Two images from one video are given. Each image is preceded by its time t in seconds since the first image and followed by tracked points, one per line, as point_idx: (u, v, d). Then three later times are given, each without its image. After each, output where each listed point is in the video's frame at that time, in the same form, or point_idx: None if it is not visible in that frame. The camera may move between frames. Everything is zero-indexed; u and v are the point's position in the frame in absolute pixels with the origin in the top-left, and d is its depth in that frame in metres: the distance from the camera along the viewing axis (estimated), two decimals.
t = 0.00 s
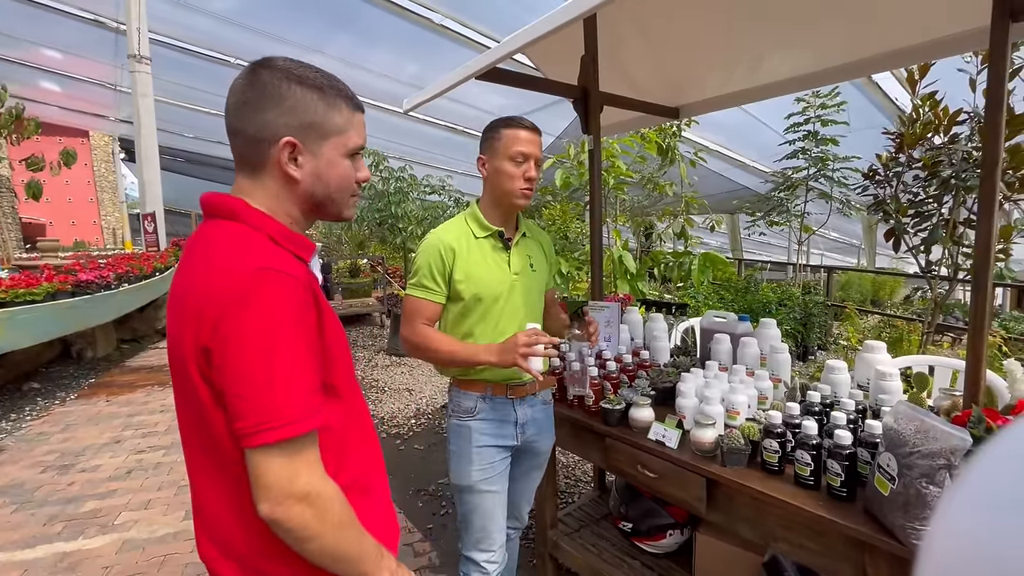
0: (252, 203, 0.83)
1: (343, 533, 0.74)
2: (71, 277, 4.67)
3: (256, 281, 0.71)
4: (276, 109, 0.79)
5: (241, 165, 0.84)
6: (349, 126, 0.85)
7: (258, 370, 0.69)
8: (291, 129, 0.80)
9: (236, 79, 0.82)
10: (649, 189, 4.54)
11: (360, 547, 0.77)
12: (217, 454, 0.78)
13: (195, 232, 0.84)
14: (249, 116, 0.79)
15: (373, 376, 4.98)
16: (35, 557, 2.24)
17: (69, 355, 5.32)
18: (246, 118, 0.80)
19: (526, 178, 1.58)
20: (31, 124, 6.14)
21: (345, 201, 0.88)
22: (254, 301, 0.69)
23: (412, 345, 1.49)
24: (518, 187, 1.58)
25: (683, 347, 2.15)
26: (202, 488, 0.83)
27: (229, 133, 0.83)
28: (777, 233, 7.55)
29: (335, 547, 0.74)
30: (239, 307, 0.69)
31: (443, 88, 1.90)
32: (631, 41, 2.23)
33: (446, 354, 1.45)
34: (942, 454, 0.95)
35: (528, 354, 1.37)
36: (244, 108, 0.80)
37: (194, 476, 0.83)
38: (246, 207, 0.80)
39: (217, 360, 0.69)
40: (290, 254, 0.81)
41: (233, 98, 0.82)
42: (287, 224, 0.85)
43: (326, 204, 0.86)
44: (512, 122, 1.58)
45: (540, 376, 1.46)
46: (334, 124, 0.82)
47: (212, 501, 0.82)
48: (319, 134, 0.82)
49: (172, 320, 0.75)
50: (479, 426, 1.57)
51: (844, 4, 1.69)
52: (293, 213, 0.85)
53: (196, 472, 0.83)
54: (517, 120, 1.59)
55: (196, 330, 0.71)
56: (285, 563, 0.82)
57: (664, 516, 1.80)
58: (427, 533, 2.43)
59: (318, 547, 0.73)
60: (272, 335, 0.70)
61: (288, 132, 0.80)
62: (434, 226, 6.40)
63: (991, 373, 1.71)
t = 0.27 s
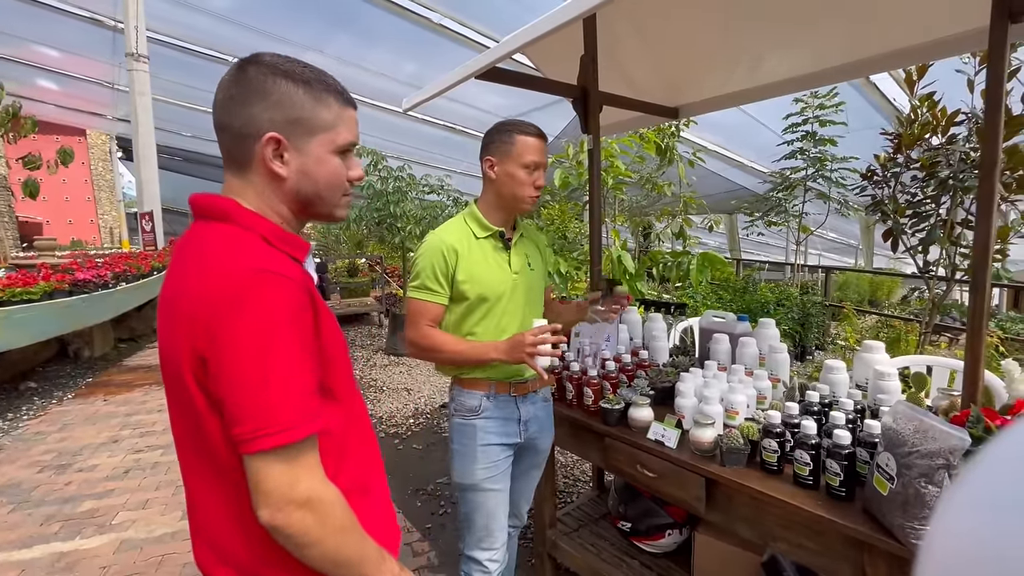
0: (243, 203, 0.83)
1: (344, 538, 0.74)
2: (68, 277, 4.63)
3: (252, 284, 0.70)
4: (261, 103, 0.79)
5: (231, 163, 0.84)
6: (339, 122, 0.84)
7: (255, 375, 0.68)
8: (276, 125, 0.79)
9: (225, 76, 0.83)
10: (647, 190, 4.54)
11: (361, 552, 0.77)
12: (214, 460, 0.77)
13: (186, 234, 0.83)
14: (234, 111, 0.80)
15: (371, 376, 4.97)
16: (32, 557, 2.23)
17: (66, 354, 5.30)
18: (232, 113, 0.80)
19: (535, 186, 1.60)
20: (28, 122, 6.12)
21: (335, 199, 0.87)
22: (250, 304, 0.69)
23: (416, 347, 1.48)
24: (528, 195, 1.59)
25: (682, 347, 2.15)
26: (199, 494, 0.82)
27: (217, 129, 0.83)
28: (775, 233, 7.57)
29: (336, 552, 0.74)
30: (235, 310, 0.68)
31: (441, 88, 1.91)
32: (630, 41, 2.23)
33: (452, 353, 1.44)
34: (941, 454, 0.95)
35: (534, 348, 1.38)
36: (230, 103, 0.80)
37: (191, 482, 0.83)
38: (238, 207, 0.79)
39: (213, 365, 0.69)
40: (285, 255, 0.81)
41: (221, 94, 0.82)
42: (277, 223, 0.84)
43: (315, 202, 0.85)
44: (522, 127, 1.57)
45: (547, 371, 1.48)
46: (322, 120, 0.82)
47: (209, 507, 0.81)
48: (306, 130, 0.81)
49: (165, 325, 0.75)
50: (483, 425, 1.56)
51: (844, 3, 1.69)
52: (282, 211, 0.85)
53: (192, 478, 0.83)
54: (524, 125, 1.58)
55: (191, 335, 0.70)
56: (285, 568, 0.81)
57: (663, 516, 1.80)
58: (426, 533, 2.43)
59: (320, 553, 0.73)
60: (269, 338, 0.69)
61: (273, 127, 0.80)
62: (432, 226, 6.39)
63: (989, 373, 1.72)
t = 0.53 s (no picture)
0: (240, 201, 0.82)
1: (349, 543, 0.74)
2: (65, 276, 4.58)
3: (253, 286, 0.70)
4: (264, 100, 0.78)
5: (228, 161, 0.84)
6: (342, 122, 0.84)
7: (258, 379, 0.68)
8: (279, 123, 0.79)
9: (227, 71, 0.82)
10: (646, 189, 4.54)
11: (367, 556, 0.77)
12: (214, 465, 0.77)
13: (182, 235, 0.82)
14: (234, 107, 0.79)
15: (370, 376, 4.97)
16: (29, 557, 2.22)
17: (63, 353, 5.29)
18: (232, 110, 0.79)
19: (539, 186, 1.61)
20: (25, 121, 6.09)
21: (334, 202, 0.87)
22: (252, 307, 0.69)
23: (419, 346, 1.48)
24: (532, 193, 1.60)
25: (681, 347, 2.16)
26: (199, 499, 0.81)
27: (216, 126, 0.83)
28: (773, 233, 7.58)
29: (342, 557, 0.74)
30: (237, 314, 0.68)
31: (441, 87, 1.90)
32: (630, 41, 2.23)
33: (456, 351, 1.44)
34: (941, 454, 0.95)
35: (538, 348, 1.38)
36: (231, 99, 0.79)
37: (190, 486, 0.82)
38: (236, 207, 0.79)
39: (215, 370, 0.68)
40: (285, 255, 0.81)
41: (221, 90, 0.81)
42: (275, 223, 0.84)
43: (314, 203, 0.85)
44: (529, 128, 1.58)
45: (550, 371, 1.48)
46: (326, 120, 0.82)
47: (210, 512, 0.81)
48: (308, 129, 0.81)
49: (163, 329, 0.74)
50: (487, 421, 1.56)
51: (844, 4, 1.69)
52: (281, 211, 0.84)
53: (191, 483, 0.82)
54: (527, 125, 1.59)
55: (191, 339, 0.69)
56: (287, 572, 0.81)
57: (662, 515, 1.81)
58: (425, 532, 2.43)
59: (326, 559, 0.73)
60: (272, 341, 0.69)
61: (275, 126, 0.79)
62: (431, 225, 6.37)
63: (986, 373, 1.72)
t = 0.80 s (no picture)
0: (249, 200, 0.82)
1: (357, 545, 0.75)
2: (63, 273, 4.63)
3: (263, 287, 0.69)
4: (281, 101, 0.78)
5: (237, 160, 0.83)
6: (355, 123, 0.85)
7: (269, 382, 0.68)
8: (296, 123, 0.79)
9: (236, 67, 0.80)
10: (645, 189, 4.55)
11: (375, 558, 0.77)
12: (220, 467, 0.76)
13: (187, 233, 0.81)
14: (249, 107, 0.78)
15: (368, 375, 4.97)
16: (26, 556, 2.21)
17: (61, 351, 5.28)
18: (245, 109, 0.79)
19: (541, 187, 1.61)
20: (24, 119, 6.08)
21: (344, 201, 0.88)
22: (262, 310, 0.68)
23: (415, 345, 1.49)
24: (532, 195, 1.60)
25: (680, 347, 2.15)
26: (203, 501, 0.81)
27: (226, 125, 0.81)
28: (772, 233, 7.59)
29: (350, 560, 0.74)
30: (247, 316, 0.68)
31: (441, 86, 1.89)
32: (630, 40, 2.23)
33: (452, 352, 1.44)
34: (940, 453, 0.95)
35: (529, 352, 1.37)
36: (244, 98, 0.78)
37: (194, 488, 0.82)
38: (244, 205, 0.79)
39: (224, 372, 0.68)
40: (292, 255, 0.80)
41: (233, 86, 0.80)
42: (286, 223, 0.84)
43: (326, 203, 0.86)
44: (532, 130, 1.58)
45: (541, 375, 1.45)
46: (341, 121, 0.82)
47: (214, 513, 0.80)
48: (325, 131, 0.81)
49: (169, 329, 0.73)
50: (486, 414, 1.57)
51: (845, 3, 1.69)
52: (290, 210, 0.84)
53: (196, 485, 0.81)
54: (531, 126, 1.59)
55: (199, 341, 0.69)
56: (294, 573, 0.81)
57: (661, 515, 1.81)
58: (424, 531, 2.43)
59: (334, 562, 0.73)
60: (283, 343, 0.69)
61: (292, 127, 0.79)
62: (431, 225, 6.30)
63: (985, 373, 1.72)
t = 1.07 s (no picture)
0: (258, 198, 0.81)
1: (367, 546, 0.75)
2: (62, 271, 4.67)
3: (277, 287, 0.69)
4: (298, 101, 0.78)
5: (248, 158, 0.82)
6: (368, 123, 0.85)
7: (283, 383, 0.68)
8: (313, 124, 0.79)
9: (248, 65, 0.79)
10: (645, 189, 4.55)
11: (383, 560, 0.78)
12: (230, 467, 0.76)
13: (195, 231, 0.81)
14: (267, 107, 0.77)
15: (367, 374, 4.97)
16: (24, 555, 2.21)
17: (59, 350, 5.27)
18: (263, 111, 0.78)
19: (533, 185, 1.62)
20: (21, 117, 6.06)
21: (355, 199, 0.89)
22: (276, 310, 0.68)
23: (407, 346, 1.48)
24: (524, 193, 1.61)
25: (679, 347, 2.15)
26: (211, 500, 0.81)
27: (238, 124, 0.81)
28: (770, 233, 7.59)
29: (360, 561, 0.75)
30: (261, 317, 0.67)
31: (441, 85, 1.89)
32: (630, 40, 2.23)
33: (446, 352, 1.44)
34: (940, 453, 0.96)
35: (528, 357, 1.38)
36: (260, 98, 0.78)
37: (202, 487, 0.81)
38: (254, 204, 0.78)
39: (237, 372, 0.68)
40: (303, 254, 0.80)
41: (245, 85, 0.79)
42: (298, 222, 0.84)
43: (339, 202, 0.87)
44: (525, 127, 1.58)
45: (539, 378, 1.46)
46: (355, 121, 0.83)
47: (222, 513, 0.80)
48: (341, 131, 0.82)
49: (178, 329, 0.72)
50: (481, 422, 1.57)
51: (845, 3, 1.69)
52: (302, 210, 0.85)
53: (203, 484, 0.81)
54: (524, 124, 1.59)
55: (211, 341, 0.69)
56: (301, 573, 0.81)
57: (660, 514, 1.81)
58: (423, 530, 2.43)
59: (344, 562, 0.73)
60: (297, 344, 0.69)
61: (310, 128, 0.79)
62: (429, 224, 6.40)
63: (983, 373, 1.72)
